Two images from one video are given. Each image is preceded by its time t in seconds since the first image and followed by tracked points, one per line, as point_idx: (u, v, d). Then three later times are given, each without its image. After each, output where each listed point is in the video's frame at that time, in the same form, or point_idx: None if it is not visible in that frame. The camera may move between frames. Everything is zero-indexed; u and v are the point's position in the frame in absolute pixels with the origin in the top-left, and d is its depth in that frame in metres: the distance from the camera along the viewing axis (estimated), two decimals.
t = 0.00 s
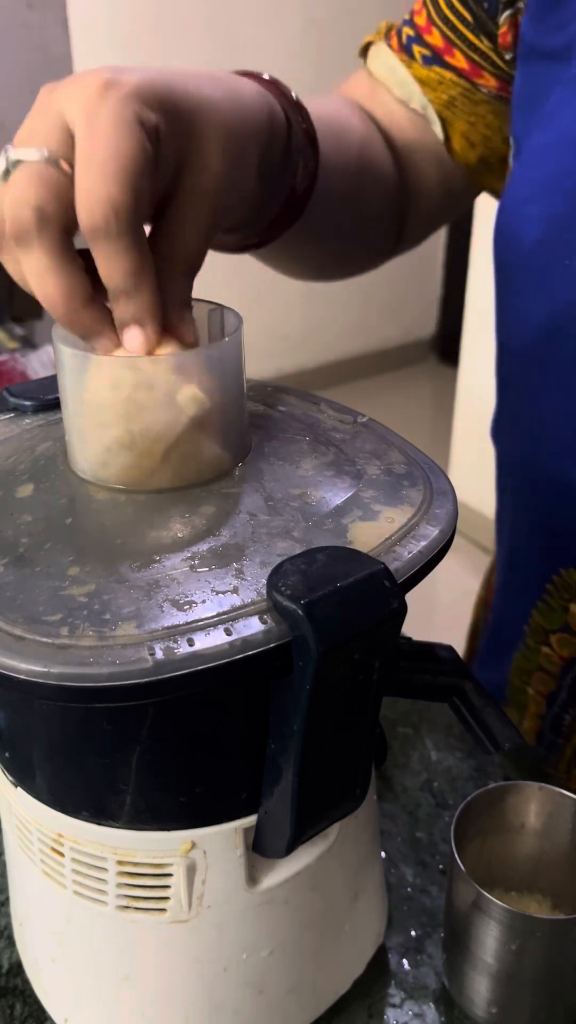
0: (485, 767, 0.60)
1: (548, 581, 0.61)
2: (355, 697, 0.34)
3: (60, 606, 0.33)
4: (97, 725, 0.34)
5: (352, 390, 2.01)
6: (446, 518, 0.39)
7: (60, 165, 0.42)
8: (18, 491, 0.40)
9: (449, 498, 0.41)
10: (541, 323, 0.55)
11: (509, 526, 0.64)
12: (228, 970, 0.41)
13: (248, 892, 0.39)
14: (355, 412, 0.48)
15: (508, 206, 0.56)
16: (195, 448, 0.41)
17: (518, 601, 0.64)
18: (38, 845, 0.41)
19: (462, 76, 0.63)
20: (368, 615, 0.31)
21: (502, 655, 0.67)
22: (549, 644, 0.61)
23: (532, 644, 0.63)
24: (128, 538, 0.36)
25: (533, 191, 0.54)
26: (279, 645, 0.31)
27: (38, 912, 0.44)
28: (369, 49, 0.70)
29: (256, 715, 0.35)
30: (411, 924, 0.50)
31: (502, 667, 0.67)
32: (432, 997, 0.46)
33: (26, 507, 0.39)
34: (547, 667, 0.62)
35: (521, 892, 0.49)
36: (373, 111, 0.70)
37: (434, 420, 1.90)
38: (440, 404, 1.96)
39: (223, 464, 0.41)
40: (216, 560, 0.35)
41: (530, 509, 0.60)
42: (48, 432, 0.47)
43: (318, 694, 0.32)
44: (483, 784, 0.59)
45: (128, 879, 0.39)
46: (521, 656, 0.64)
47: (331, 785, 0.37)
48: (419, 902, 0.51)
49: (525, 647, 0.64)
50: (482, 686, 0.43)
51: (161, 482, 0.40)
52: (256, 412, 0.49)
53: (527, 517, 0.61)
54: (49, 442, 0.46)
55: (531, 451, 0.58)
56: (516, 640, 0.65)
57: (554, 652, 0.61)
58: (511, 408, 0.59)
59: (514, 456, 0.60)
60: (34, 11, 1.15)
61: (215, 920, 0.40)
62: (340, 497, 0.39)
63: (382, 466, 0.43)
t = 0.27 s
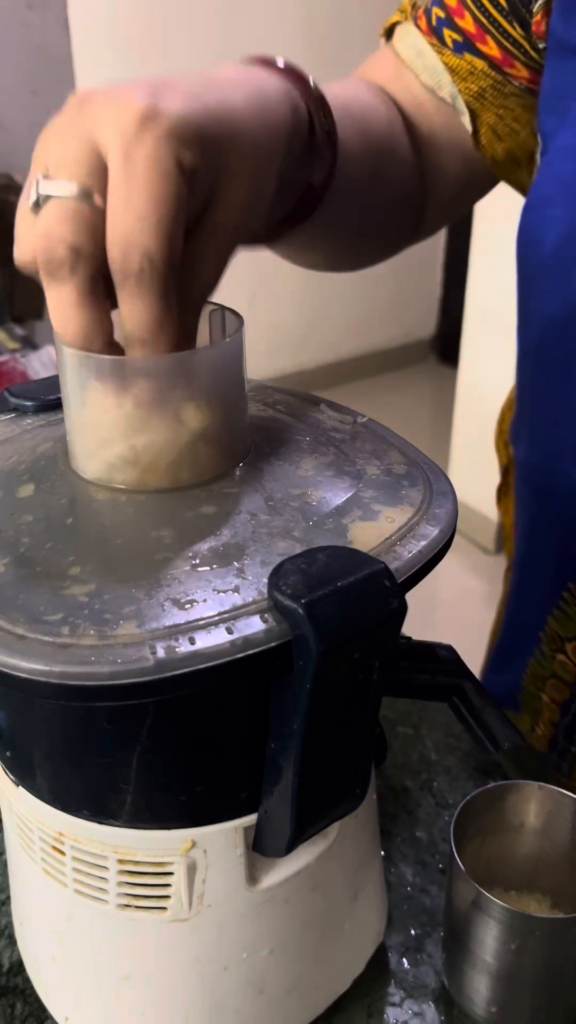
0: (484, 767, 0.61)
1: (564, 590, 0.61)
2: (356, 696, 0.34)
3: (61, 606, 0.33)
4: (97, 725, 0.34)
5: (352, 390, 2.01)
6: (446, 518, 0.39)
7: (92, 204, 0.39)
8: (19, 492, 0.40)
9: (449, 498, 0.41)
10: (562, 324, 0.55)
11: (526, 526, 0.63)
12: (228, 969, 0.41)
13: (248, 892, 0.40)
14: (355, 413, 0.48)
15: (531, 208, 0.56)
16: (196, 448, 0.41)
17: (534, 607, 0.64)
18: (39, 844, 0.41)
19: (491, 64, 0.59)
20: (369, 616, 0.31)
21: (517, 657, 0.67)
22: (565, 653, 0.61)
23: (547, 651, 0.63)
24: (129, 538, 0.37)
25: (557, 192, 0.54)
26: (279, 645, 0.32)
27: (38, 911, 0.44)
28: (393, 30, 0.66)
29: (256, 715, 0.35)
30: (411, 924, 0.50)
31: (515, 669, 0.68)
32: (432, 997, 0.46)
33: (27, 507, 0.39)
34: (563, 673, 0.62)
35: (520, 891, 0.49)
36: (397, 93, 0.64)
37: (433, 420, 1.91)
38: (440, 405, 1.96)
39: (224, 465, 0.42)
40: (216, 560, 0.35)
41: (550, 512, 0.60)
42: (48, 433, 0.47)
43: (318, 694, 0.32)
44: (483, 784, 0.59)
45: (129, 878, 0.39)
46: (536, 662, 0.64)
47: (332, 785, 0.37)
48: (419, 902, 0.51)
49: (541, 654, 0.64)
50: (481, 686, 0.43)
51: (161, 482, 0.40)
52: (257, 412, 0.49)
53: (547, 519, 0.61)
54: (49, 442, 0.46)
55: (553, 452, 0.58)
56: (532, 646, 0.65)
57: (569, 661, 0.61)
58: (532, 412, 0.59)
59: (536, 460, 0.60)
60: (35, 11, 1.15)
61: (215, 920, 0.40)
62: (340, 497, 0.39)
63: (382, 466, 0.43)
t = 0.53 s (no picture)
0: (485, 768, 0.60)
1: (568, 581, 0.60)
2: (355, 696, 0.34)
3: (60, 606, 0.33)
4: (97, 725, 0.34)
5: (352, 390, 2.01)
6: (446, 518, 0.39)
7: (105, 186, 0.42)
8: (18, 491, 0.40)
9: (449, 498, 0.41)
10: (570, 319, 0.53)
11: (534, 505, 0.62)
12: (228, 969, 0.41)
13: (248, 892, 0.39)
14: (355, 412, 0.48)
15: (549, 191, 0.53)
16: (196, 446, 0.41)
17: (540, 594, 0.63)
18: (38, 845, 0.41)
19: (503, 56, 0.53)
20: (368, 616, 0.31)
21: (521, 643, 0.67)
22: (567, 645, 0.60)
23: (551, 642, 0.62)
24: (128, 538, 0.37)
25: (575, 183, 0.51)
26: (279, 645, 0.32)
27: (38, 911, 0.44)
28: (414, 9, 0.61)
29: (256, 715, 0.35)
30: (411, 924, 0.50)
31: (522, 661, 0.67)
32: (432, 997, 0.46)
33: (26, 506, 0.39)
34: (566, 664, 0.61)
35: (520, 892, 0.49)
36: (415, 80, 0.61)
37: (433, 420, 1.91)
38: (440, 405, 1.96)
39: (224, 464, 0.41)
40: (215, 560, 0.35)
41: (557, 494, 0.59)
42: (48, 433, 0.47)
43: (318, 694, 0.32)
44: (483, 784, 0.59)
45: (128, 879, 0.39)
46: (539, 653, 0.63)
47: (331, 785, 0.37)
48: (419, 902, 0.51)
49: (543, 643, 0.63)
50: (482, 686, 0.43)
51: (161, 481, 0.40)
52: (256, 412, 0.49)
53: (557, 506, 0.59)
54: (49, 442, 0.46)
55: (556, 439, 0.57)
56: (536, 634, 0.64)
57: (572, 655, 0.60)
58: (538, 397, 0.58)
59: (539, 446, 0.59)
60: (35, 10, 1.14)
61: (215, 920, 0.40)
62: (339, 497, 0.39)
63: (382, 466, 0.43)
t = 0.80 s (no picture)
0: (485, 768, 0.60)
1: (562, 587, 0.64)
2: (355, 696, 0.34)
3: (60, 606, 0.33)
4: (96, 725, 0.34)
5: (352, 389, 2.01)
6: (446, 518, 0.39)
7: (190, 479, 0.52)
8: (18, 491, 0.40)
9: (449, 498, 0.41)
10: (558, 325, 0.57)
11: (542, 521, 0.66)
12: (228, 969, 0.41)
13: (247, 892, 0.39)
14: (356, 413, 0.48)
15: (525, 214, 0.59)
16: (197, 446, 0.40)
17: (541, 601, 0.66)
18: (39, 846, 0.41)
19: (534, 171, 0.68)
20: (368, 615, 0.31)
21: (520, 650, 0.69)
22: (563, 649, 0.63)
23: (548, 648, 0.65)
24: (128, 538, 0.36)
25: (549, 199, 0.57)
26: (279, 645, 0.31)
27: (39, 913, 0.44)
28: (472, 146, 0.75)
29: (256, 715, 0.35)
30: (411, 924, 0.50)
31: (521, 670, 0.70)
32: (432, 997, 0.46)
33: (26, 507, 0.39)
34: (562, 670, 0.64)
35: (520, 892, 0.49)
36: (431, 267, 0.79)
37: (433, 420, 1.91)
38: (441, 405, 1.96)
39: (224, 464, 0.41)
40: (216, 560, 0.35)
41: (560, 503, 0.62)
42: (47, 432, 0.47)
43: (318, 694, 0.32)
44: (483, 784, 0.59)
45: (128, 879, 0.39)
46: (538, 659, 0.67)
47: (331, 785, 0.37)
48: (419, 902, 0.51)
49: (541, 649, 0.66)
50: (482, 686, 0.43)
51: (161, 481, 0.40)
52: (257, 412, 0.49)
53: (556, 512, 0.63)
54: (48, 442, 0.46)
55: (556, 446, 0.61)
56: (535, 642, 0.68)
57: (568, 659, 0.63)
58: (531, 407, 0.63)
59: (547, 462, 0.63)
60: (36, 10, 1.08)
61: (215, 920, 0.40)
62: (340, 497, 0.39)
63: (382, 466, 0.43)
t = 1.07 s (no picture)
0: (485, 768, 0.60)
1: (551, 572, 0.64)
2: (355, 696, 0.34)
3: (60, 606, 0.33)
4: (96, 725, 0.34)
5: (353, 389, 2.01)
6: (446, 518, 0.39)
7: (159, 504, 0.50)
8: (18, 491, 0.40)
9: (449, 498, 0.41)
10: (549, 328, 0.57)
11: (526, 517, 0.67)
12: (227, 970, 0.41)
13: (247, 892, 0.39)
14: (355, 412, 0.48)
15: (511, 216, 0.59)
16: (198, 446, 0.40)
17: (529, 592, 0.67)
18: (38, 845, 0.41)
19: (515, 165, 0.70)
20: (368, 615, 0.31)
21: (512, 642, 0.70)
22: (552, 637, 0.64)
23: (539, 637, 0.65)
24: (128, 538, 0.36)
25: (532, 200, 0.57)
26: (279, 645, 0.31)
27: (38, 913, 0.44)
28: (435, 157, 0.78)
29: (256, 714, 0.35)
30: (411, 924, 0.50)
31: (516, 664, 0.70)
32: (432, 997, 0.46)
33: (26, 506, 0.39)
34: (552, 656, 0.64)
35: (520, 891, 0.49)
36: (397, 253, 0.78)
37: (433, 421, 1.91)
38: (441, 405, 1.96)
39: (224, 464, 0.41)
40: (216, 560, 0.35)
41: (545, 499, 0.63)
42: (47, 432, 0.47)
43: (318, 693, 0.32)
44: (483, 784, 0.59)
45: (128, 879, 0.39)
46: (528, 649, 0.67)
47: (331, 784, 0.37)
48: (419, 902, 0.51)
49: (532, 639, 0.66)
50: (482, 686, 0.43)
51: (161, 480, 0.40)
52: (257, 412, 0.49)
53: (540, 511, 0.64)
54: (48, 442, 0.46)
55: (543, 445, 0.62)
56: (525, 632, 0.68)
57: (557, 645, 0.63)
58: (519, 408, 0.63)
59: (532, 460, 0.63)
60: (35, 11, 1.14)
61: (215, 920, 0.40)
62: (339, 497, 0.39)
63: (382, 466, 0.43)
